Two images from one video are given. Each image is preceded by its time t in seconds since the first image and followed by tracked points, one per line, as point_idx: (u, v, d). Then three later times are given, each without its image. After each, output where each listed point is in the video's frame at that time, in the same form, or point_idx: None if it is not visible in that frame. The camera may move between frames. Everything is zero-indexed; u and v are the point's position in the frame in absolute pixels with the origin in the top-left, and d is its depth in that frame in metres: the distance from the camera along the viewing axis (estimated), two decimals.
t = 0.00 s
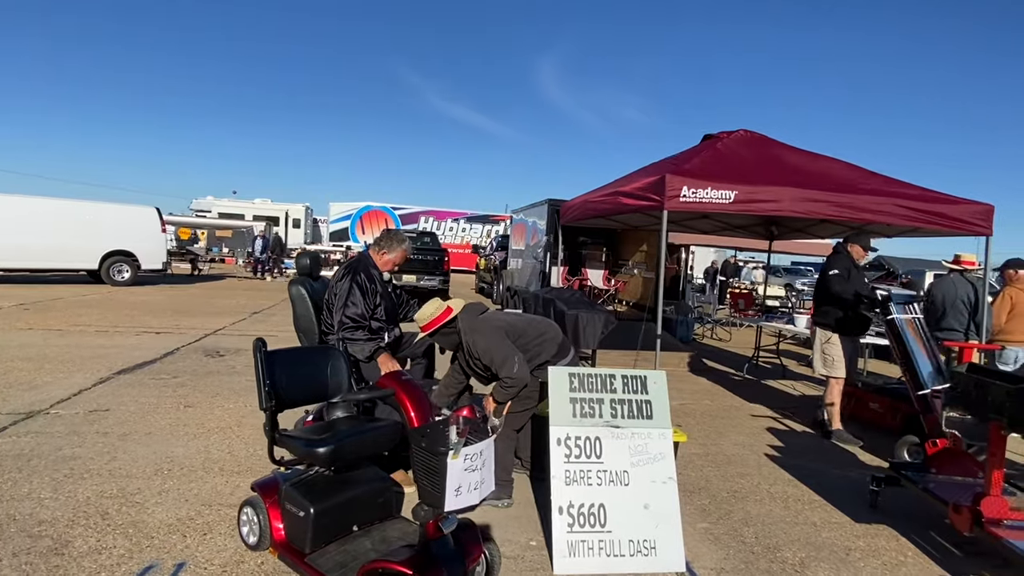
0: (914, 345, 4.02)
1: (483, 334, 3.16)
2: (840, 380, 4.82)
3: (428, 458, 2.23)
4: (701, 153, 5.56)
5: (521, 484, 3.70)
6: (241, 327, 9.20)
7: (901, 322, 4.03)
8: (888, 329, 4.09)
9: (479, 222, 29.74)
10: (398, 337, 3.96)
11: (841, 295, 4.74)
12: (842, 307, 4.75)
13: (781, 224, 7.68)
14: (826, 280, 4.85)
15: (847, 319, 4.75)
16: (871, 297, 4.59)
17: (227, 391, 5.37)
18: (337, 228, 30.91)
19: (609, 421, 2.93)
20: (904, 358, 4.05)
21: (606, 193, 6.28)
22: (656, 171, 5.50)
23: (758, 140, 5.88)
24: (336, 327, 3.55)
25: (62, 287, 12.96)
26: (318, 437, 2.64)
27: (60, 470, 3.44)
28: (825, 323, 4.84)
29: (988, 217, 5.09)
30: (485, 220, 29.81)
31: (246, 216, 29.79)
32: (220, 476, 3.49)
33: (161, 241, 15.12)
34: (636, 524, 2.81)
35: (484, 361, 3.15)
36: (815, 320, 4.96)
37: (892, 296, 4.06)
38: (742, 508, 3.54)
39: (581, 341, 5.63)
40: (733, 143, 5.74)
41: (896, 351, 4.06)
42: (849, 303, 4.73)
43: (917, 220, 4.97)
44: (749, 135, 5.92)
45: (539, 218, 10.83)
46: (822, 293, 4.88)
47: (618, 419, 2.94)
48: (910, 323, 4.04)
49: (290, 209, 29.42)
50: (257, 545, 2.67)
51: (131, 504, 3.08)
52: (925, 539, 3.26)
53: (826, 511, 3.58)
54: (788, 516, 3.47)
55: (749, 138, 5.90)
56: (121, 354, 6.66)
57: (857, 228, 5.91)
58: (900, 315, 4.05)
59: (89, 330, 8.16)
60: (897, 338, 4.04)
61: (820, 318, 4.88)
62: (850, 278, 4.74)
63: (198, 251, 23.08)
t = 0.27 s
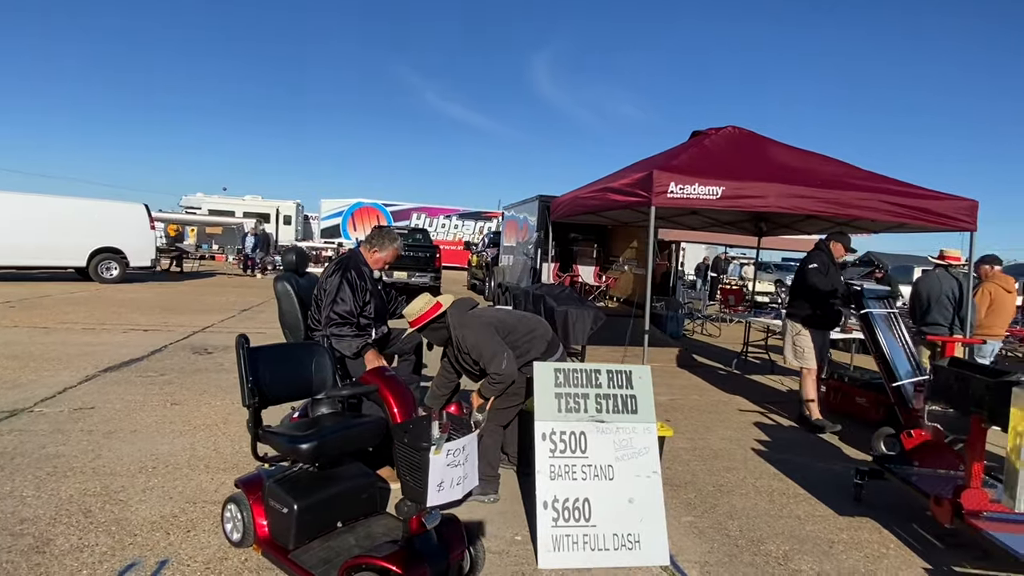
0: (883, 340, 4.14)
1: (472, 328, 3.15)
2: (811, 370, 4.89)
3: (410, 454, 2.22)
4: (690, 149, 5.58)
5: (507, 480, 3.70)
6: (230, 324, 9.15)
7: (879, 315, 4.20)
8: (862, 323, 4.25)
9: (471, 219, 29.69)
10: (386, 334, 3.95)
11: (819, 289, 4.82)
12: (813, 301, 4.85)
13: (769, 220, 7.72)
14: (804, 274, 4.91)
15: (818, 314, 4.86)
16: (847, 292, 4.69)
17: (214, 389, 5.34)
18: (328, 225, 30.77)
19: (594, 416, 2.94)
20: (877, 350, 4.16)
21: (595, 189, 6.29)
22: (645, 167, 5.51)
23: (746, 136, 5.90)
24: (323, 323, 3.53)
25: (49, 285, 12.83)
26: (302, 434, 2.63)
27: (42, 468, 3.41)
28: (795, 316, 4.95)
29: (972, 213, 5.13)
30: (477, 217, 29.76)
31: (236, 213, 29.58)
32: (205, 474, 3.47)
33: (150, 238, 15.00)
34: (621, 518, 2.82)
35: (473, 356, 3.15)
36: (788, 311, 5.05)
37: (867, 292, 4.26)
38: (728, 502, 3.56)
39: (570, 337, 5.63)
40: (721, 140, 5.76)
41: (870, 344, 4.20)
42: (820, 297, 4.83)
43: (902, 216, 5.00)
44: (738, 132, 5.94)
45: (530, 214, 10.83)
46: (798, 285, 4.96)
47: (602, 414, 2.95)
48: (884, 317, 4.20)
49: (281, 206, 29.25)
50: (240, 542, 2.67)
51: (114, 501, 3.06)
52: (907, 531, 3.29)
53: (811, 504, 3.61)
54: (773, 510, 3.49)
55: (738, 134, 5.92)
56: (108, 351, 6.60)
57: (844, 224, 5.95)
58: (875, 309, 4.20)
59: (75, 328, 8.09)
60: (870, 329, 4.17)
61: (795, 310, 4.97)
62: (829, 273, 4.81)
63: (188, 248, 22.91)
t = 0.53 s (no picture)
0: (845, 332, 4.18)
1: (454, 319, 3.13)
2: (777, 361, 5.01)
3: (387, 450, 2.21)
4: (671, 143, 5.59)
5: (486, 475, 3.70)
6: (209, 320, 9.02)
7: (837, 306, 4.24)
8: (821, 314, 4.29)
9: (456, 213, 29.55)
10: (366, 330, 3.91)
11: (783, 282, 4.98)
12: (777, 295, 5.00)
13: (750, 214, 7.79)
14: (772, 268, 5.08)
15: (783, 306, 5.01)
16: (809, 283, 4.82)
17: (192, 385, 5.27)
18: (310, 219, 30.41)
19: (574, 409, 2.94)
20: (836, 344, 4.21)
21: (577, 183, 6.28)
22: (626, 160, 5.52)
23: (726, 130, 5.93)
24: (302, 318, 3.49)
25: (22, 281, 12.54)
26: (278, 430, 2.60)
27: (12, 468, 3.34)
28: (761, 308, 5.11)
29: (945, 207, 5.22)
30: (462, 212, 29.62)
31: (216, 207, 29.15)
32: (181, 471, 3.43)
33: (127, 233, 14.72)
34: (600, 511, 2.84)
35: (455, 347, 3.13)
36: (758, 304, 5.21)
37: (825, 283, 4.32)
38: (706, 493, 3.60)
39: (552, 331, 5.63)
40: (702, 134, 5.78)
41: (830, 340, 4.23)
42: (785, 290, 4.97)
43: (877, 209, 5.06)
44: (719, 126, 5.96)
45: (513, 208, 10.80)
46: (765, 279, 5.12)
47: (582, 407, 2.96)
48: (843, 308, 4.25)
49: (262, 200, 28.89)
50: (217, 540, 2.63)
51: (87, 501, 3.01)
52: (880, 520, 3.35)
53: (788, 494, 3.66)
54: (750, 500, 3.53)
55: (718, 128, 5.94)
56: (83, 349, 6.47)
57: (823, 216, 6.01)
58: (835, 300, 4.26)
59: (49, 325, 7.92)
60: (830, 321, 4.23)
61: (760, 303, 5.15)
62: (792, 266, 4.96)
63: (166, 243, 22.53)
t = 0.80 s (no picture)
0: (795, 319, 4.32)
1: (428, 305, 3.12)
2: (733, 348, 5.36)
3: (361, 446, 2.18)
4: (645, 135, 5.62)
5: (463, 468, 3.71)
6: (179, 316, 8.83)
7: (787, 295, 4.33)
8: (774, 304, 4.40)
9: (432, 206, 29.35)
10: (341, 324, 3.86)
11: (736, 273, 5.32)
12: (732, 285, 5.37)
13: (724, 206, 7.88)
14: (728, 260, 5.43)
15: (738, 296, 5.36)
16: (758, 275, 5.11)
17: (161, 382, 5.16)
18: (284, 212, 29.89)
19: (549, 401, 2.95)
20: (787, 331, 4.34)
21: (553, 175, 6.28)
22: (600, 153, 5.53)
23: (699, 123, 5.98)
24: (274, 314, 3.42)
25: None
26: (250, 427, 2.56)
27: None
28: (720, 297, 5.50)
29: (910, 199, 5.35)
30: (438, 204, 29.43)
31: (186, 200, 28.48)
32: (150, 470, 3.35)
33: (92, 227, 14.30)
34: (576, 502, 2.86)
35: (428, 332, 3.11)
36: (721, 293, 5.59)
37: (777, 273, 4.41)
38: (680, 481, 3.66)
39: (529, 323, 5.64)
40: (675, 126, 5.82)
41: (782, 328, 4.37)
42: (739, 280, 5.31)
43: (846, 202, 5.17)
44: (692, 118, 6.01)
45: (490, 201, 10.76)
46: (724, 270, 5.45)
47: (557, 399, 2.97)
48: (794, 296, 4.33)
49: (234, 193, 28.31)
50: (187, 541, 2.58)
51: (51, 503, 2.93)
52: (846, 504, 3.44)
53: (759, 480, 3.74)
54: (723, 487, 3.60)
55: (692, 120, 5.99)
56: (46, 346, 6.28)
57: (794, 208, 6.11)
58: (785, 289, 4.35)
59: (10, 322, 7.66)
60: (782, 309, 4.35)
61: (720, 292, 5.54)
62: (746, 259, 5.25)
63: (134, 237, 21.95)
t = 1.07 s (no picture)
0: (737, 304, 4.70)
1: (391, 292, 3.07)
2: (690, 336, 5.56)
3: (321, 439, 2.14)
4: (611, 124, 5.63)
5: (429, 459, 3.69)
6: (135, 310, 8.53)
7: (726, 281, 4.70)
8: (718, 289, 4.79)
9: (400, 196, 29.00)
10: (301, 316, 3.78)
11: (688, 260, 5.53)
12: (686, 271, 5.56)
13: (689, 195, 7.98)
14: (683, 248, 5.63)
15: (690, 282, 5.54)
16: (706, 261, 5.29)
17: (116, 379, 4.98)
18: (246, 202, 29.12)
19: (515, 390, 2.95)
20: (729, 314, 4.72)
21: (520, 164, 6.24)
22: (566, 141, 5.52)
23: (664, 112, 6.03)
24: (231, 306, 3.32)
25: None
26: (206, 423, 2.49)
27: None
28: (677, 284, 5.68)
29: (866, 187, 5.50)
30: (406, 194, 29.08)
31: (143, 190, 27.49)
32: (102, 470, 3.23)
33: (41, 218, 13.68)
34: (542, 489, 2.87)
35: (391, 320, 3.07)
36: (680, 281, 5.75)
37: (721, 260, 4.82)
38: (646, 466, 3.71)
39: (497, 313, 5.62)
40: (641, 116, 5.85)
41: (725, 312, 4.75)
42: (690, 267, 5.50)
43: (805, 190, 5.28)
44: (657, 107, 6.05)
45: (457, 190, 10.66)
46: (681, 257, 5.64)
47: (523, 387, 2.96)
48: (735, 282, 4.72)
49: (194, 183, 27.44)
50: (142, 541, 2.50)
51: None
52: (804, 485, 3.54)
53: (722, 464, 3.82)
54: (687, 471, 3.66)
55: (656, 110, 6.03)
56: None
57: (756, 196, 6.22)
58: (727, 274, 4.76)
59: None
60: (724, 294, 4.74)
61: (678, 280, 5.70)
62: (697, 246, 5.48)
63: (87, 229, 21.11)
